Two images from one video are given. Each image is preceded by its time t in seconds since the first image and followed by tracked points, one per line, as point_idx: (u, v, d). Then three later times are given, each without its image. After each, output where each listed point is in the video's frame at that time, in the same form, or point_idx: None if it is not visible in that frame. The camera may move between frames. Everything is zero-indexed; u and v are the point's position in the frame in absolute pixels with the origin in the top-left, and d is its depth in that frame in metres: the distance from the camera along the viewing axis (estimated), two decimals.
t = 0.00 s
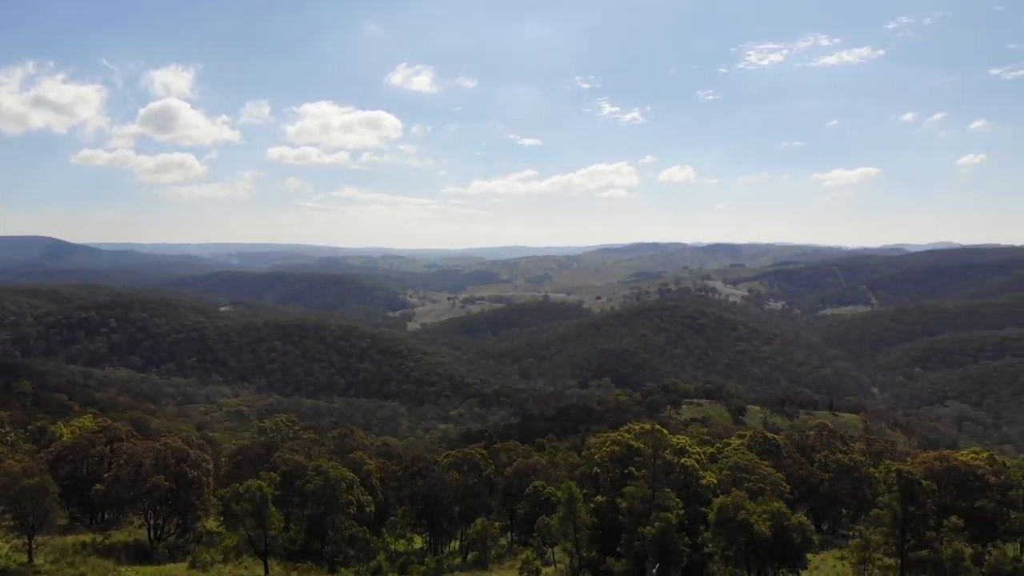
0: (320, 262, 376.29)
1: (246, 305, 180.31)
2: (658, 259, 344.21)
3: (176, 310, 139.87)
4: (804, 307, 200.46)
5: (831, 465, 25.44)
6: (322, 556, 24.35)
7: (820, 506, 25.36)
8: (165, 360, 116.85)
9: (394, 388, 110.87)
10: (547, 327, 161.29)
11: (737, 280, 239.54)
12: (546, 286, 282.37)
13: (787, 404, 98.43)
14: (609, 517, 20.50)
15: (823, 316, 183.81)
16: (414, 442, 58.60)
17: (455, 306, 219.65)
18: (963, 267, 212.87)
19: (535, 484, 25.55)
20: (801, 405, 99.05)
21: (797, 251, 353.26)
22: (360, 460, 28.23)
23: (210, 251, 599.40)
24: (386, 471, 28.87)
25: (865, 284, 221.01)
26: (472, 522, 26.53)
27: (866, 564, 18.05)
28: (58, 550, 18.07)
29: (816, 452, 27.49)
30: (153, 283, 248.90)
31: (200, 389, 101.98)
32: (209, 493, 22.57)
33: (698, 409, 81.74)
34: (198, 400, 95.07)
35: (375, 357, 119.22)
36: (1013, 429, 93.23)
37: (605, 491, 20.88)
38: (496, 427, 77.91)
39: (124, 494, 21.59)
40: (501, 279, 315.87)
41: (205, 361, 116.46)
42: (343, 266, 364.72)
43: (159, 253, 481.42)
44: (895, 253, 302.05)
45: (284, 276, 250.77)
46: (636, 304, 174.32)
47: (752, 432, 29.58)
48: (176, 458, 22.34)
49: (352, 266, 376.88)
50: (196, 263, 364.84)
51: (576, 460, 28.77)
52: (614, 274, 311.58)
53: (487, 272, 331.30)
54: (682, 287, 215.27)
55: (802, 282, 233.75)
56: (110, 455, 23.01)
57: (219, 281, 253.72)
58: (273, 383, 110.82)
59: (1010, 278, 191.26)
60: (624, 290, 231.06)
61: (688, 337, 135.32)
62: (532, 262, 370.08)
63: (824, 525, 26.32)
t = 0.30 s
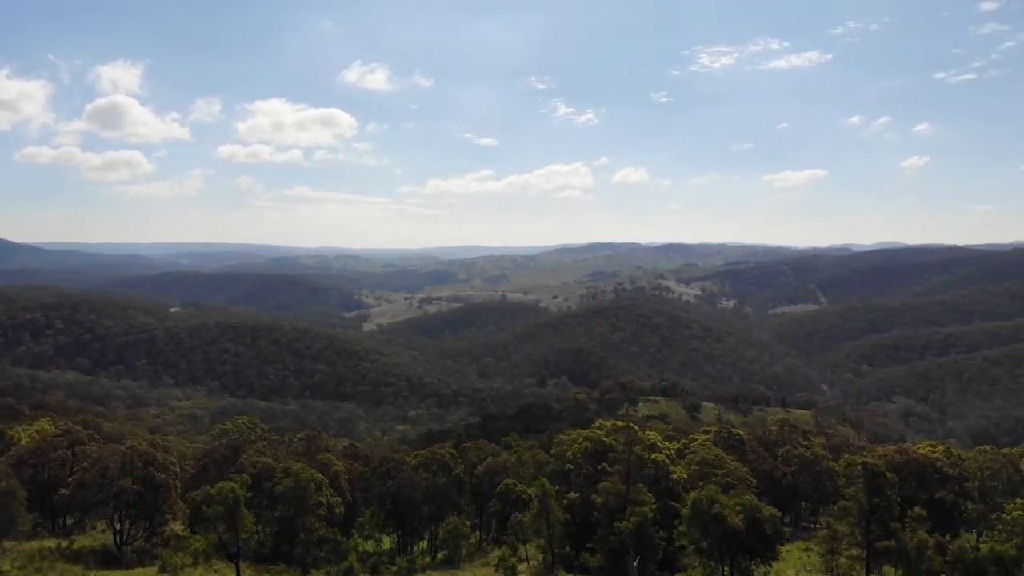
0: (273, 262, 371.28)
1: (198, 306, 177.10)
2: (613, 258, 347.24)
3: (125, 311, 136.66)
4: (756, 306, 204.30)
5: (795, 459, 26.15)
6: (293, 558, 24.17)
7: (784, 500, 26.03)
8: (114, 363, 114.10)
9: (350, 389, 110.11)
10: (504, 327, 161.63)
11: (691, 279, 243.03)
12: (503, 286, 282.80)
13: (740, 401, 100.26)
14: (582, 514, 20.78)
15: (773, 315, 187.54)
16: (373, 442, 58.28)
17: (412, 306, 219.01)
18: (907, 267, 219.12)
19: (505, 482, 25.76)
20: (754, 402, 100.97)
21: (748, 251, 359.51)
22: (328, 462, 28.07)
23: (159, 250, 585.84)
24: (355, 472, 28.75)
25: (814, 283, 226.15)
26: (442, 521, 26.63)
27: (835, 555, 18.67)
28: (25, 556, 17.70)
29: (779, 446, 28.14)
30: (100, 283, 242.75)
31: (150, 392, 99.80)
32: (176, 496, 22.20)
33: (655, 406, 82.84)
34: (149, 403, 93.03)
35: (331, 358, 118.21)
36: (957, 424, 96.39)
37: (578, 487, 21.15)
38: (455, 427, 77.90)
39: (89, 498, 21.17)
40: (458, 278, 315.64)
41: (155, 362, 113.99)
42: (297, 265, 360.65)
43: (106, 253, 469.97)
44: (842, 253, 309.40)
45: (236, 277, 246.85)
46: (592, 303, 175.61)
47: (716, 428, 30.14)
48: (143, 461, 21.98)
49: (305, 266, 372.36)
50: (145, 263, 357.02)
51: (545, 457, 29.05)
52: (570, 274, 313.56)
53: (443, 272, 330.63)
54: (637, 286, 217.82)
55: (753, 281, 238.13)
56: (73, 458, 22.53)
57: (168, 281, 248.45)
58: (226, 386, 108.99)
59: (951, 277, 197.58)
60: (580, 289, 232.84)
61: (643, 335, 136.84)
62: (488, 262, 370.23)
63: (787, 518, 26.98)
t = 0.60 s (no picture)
0: (225, 262, 364.96)
1: (147, 307, 173.24)
2: (569, 258, 349.28)
3: (71, 313, 132.96)
4: (709, 305, 207.47)
5: (757, 455, 26.89)
6: (262, 561, 23.96)
7: (748, 495, 26.71)
8: (60, 366, 110.91)
9: (305, 392, 109.06)
10: (461, 327, 161.52)
11: (645, 279, 245.76)
12: (460, 286, 282.31)
13: (696, 398, 101.76)
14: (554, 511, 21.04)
15: (725, 314, 190.59)
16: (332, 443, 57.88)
17: (368, 306, 217.55)
18: (855, 267, 224.60)
19: (476, 482, 25.94)
20: (708, 399, 102.59)
21: (701, 251, 364.91)
22: (296, 465, 27.96)
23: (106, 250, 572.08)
24: (323, 474, 28.67)
25: (765, 283, 230.57)
26: (411, 521, 26.78)
27: (803, 546, 19.19)
28: None
29: (742, 442, 28.75)
30: (44, 284, 235.66)
31: (99, 395, 97.31)
32: (142, 500, 21.77)
33: (614, 405, 83.69)
34: (97, 407, 90.69)
35: (285, 360, 116.89)
36: (904, 420, 99.24)
37: (551, 485, 21.39)
38: (414, 428, 77.59)
39: (55, 503, 20.67)
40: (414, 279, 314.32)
41: (103, 365, 111.20)
42: (249, 266, 355.12)
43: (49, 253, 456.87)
44: (791, 254, 315.78)
45: (188, 277, 242.14)
46: (548, 303, 176.35)
47: (681, 424, 30.69)
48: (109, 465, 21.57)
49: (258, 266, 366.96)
50: (91, 262, 347.74)
51: (515, 457, 29.32)
52: (526, 274, 314.54)
53: (399, 272, 328.94)
54: (593, 286, 219.41)
55: (706, 280, 241.69)
56: (35, 462, 22.10)
57: (115, 281, 242.53)
58: (177, 388, 106.84)
59: (897, 277, 203.09)
60: (536, 289, 233.72)
61: (600, 334, 137.86)
62: (444, 262, 369.38)
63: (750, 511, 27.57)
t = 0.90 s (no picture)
0: (175, 262, 357.41)
1: (94, 308, 168.71)
2: (525, 258, 350.26)
3: (14, 314, 128.78)
4: (664, 304, 210.02)
5: (721, 451, 27.44)
6: (232, 565, 23.75)
7: (713, 490, 27.27)
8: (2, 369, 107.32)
9: (260, 394, 107.61)
10: (418, 328, 160.87)
11: (601, 279, 247.65)
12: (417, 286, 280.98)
13: (652, 395, 102.96)
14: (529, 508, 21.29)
15: (680, 313, 193.12)
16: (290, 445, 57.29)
17: (323, 307, 215.37)
18: (804, 267, 229.60)
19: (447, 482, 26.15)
20: (665, 396, 103.95)
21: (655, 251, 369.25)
22: (264, 467, 27.78)
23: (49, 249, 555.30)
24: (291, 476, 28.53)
25: (718, 282, 234.25)
26: (381, 523, 26.83)
27: (772, 538, 19.73)
28: None
29: (706, 437, 29.31)
30: None
31: (45, 399, 94.49)
32: (109, 504, 21.43)
33: (573, 403, 84.39)
34: (44, 411, 88.05)
35: (239, 362, 115.10)
36: (853, 416, 101.89)
37: (527, 484, 21.59)
38: (374, 430, 77.16)
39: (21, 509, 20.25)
40: (369, 279, 311.97)
41: (49, 367, 107.96)
42: (200, 266, 348.44)
43: None
44: (743, 254, 321.54)
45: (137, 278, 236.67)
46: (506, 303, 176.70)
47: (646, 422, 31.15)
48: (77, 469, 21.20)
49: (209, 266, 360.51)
50: (33, 262, 337.28)
51: (485, 458, 29.61)
52: (483, 274, 314.50)
53: (354, 272, 326.25)
54: (550, 285, 220.39)
55: (660, 280, 244.60)
56: None
57: (60, 282, 235.95)
58: (127, 392, 104.33)
59: (845, 276, 208.10)
60: (494, 289, 233.89)
61: (557, 333, 138.59)
62: (400, 263, 367.51)
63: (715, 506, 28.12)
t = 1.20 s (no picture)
0: (122, 262, 348.82)
1: (38, 309, 163.60)
2: (482, 258, 350.10)
3: None
4: (620, 303, 211.90)
5: (688, 446, 27.95)
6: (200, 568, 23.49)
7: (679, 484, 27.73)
8: None
9: (213, 396, 105.77)
10: (375, 328, 159.70)
11: (559, 279, 248.75)
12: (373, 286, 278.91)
13: (610, 393, 103.84)
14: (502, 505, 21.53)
15: (635, 312, 195.02)
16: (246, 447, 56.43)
17: (276, 307, 212.46)
18: (756, 267, 233.93)
19: (415, 483, 26.49)
20: (623, 394, 104.84)
21: (610, 251, 372.56)
22: (230, 469, 27.62)
23: None
24: (257, 478, 28.45)
25: (672, 281, 237.22)
26: (349, 524, 26.92)
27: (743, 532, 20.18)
28: None
29: (673, 433, 29.80)
30: None
31: None
32: (74, 509, 21.03)
33: (532, 402, 84.89)
34: None
35: (191, 364, 112.94)
36: (803, 413, 104.25)
37: (500, 481, 21.82)
38: (332, 431, 76.48)
39: None
40: (324, 279, 308.54)
41: None
42: (148, 266, 340.52)
43: None
44: (697, 254, 326.28)
45: (83, 278, 230.44)
46: (463, 303, 176.64)
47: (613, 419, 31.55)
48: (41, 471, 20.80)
49: (158, 265, 352.83)
50: None
51: (452, 458, 29.81)
52: (440, 273, 313.45)
53: (309, 272, 322.32)
54: (508, 285, 220.55)
55: (615, 279, 246.86)
56: None
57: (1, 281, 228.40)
58: (74, 395, 101.46)
59: (795, 276, 212.52)
60: (451, 289, 233.30)
61: (515, 333, 138.92)
62: (355, 262, 364.53)
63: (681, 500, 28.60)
